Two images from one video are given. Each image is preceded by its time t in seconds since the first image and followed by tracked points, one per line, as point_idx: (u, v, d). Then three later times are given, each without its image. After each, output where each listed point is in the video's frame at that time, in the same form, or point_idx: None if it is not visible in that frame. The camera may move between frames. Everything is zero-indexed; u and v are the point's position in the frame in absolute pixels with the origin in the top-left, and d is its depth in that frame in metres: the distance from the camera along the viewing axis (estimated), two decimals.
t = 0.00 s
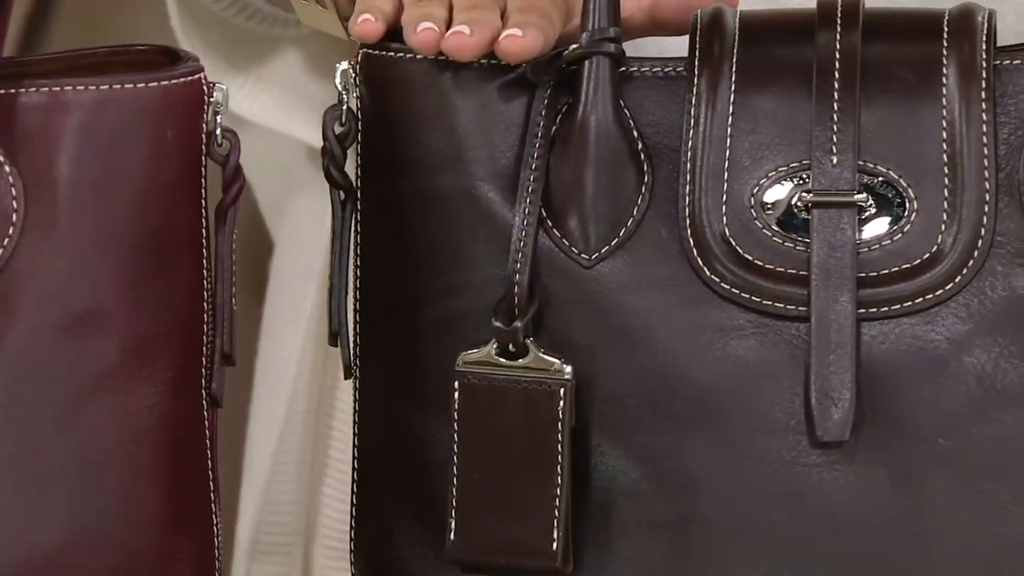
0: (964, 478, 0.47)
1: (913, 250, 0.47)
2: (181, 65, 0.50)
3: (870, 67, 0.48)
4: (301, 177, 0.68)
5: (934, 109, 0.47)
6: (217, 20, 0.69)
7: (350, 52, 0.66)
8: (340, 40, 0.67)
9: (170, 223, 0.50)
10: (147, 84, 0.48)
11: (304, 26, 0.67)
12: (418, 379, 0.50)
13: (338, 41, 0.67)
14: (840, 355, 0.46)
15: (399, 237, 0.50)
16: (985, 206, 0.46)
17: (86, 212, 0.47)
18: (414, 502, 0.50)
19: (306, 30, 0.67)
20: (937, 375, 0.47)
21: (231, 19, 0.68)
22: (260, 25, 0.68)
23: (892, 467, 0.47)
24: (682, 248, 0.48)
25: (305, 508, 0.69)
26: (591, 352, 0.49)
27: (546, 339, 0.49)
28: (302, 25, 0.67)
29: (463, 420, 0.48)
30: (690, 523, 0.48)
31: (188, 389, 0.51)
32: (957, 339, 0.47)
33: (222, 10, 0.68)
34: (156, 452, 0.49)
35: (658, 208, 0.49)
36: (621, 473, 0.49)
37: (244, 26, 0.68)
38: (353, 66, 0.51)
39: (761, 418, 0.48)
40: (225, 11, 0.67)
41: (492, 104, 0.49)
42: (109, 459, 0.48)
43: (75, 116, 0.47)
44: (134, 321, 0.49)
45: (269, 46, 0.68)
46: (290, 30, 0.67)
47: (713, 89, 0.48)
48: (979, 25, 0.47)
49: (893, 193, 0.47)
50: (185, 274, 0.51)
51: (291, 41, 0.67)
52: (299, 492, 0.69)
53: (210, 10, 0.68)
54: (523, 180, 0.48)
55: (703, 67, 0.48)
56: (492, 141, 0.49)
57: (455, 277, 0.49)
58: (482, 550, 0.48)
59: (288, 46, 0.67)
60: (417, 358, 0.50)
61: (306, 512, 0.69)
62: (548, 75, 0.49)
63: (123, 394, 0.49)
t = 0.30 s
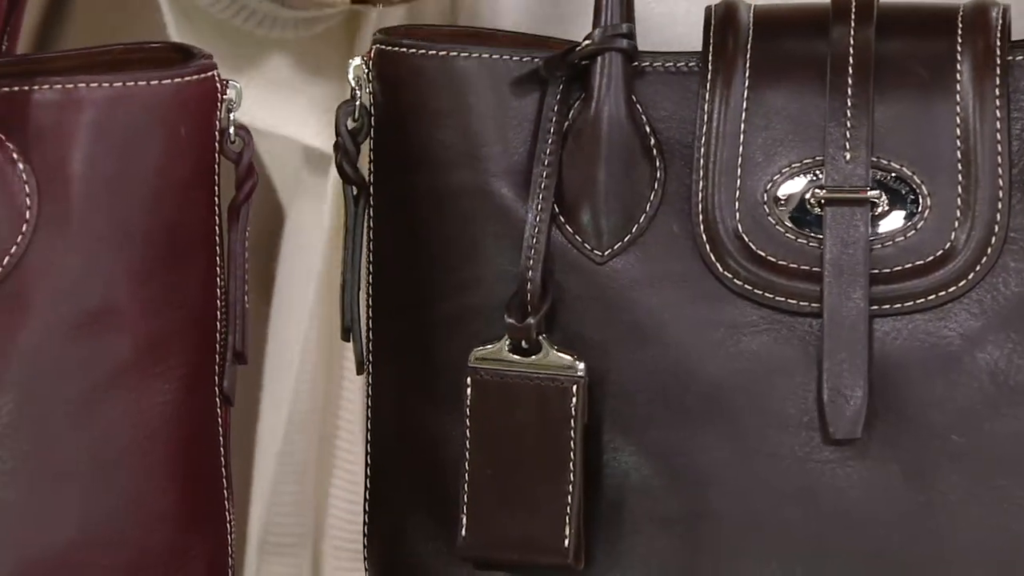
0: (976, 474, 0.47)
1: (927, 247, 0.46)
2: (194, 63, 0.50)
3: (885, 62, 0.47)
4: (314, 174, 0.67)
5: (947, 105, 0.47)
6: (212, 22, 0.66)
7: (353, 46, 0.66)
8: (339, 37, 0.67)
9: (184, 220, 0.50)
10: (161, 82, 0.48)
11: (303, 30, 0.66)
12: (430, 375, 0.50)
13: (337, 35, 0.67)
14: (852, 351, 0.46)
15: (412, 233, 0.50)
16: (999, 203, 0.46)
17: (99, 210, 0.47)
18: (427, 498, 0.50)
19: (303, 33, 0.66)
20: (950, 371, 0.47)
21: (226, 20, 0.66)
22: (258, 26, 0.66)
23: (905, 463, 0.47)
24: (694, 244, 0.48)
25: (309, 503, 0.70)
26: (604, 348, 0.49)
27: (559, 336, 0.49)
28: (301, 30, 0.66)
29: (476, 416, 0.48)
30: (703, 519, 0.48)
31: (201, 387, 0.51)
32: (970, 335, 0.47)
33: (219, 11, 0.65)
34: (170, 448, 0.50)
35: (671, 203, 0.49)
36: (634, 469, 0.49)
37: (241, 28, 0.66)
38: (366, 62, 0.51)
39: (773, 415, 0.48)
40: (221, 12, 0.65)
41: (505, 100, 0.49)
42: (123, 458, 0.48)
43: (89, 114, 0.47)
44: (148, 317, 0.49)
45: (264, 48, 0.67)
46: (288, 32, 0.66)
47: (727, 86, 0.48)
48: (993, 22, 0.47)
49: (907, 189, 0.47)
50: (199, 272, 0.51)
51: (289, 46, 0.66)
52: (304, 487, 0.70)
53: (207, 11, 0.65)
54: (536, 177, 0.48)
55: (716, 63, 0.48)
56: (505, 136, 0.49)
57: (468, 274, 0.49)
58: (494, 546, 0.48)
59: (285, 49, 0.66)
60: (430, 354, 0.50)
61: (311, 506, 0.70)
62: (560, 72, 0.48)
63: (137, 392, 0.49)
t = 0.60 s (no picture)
0: (994, 475, 0.47)
1: (944, 246, 0.46)
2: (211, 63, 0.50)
3: (904, 61, 0.47)
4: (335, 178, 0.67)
5: (965, 104, 0.47)
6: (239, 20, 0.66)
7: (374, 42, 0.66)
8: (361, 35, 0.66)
9: (202, 219, 0.50)
10: (178, 81, 0.48)
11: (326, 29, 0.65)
12: (447, 376, 0.50)
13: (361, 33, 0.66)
14: (869, 351, 0.46)
15: (430, 233, 0.50)
16: (1017, 202, 0.46)
17: (117, 210, 0.48)
18: (444, 498, 0.50)
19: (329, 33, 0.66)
20: (967, 371, 0.47)
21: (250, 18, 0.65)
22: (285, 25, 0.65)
23: (923, 463, 0.47)
24: (712, 244, 0.48)
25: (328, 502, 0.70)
26: (621, 348, 0.49)
27: (576, 336, 0.49)
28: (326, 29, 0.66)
29: (493, 416, 0.48)
30: (720, 520, 0.48)
31: (219, 387, 0.52)
32: (988, 335, 0.47)
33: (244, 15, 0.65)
34: (187, 448, 0.50)
35: (688, 203, 0.49)
36: (651, 469, 0.49)
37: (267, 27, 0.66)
38: (384, 61, 0.51)
39: (790, 415, 0.48)
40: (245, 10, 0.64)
41: (523, 99, 0.49)
42: (140, 457, 0.48)
43: (107, 114, 0.47)
44: (166, 316, 0.49)
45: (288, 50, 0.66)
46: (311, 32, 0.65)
47: (744, 85, 0.48)
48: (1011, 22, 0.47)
49: (925, 189, 0.47)
50: (217, 272, 0.51)
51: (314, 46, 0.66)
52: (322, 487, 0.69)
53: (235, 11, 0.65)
54: (553, 177, 0.48)
55: (734, 62, 0.48)
56: (523, 136, 0.49)
57: (485, 274, 0.49)
58: (511, 546, 0.48)
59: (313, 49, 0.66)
60: (447, 354, 0.50)
61: (329, 507, 0.70)
62: (577, 71, 0.48)
63: (155, 391, 0.49)
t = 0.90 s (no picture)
0: (1013, 473, 0.47)
1: (962, 244, 0.46)
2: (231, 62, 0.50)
3: (922, 59, 0.47)
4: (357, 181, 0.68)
5: (983, 103, 0.47)
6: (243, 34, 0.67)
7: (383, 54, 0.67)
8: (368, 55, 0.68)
9: (220, 218, 0.50)
10: (197, 80, 0.48)
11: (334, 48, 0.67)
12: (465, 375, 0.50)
13: (369, 50, 0.68)
14: (887, 347, 0.46)
15: (447, 232, 0.50)
16: None
17: (137, 210, 0.48)
18: (463, 497, 0.50)
19: (338, 52, 0.67)
20: (986, 369, 0.47)
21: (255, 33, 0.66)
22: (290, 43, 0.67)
23: (942, 461, 0.47)
24: (731, 242, 0.48)
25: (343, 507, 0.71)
26: (640, 347, 0.49)
27: (594, 334, 0.50)
28: (333, 48, 0.67)
29: (512, 415, 0.48)
30: (740, 518, 0.48)
31: (237, 387, 0.52)
32: (1006, 333, 0.47)
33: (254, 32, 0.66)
34: (207, 447, 0.50)
35: (706, 201, 0.49)
36: (670, 467, 0.49)
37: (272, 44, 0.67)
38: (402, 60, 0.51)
39: (809, 413, 0.48)
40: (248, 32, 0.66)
41: (541, 97, 0.49)
42: (159, 457, 0.48)
43: (127, 113, 0.47)
44: (185, 315, 0.49)
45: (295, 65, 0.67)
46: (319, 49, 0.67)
47: (762, 83, 0.48)
48: None
49: (943, 187, 0.47)
50: (236, 271, 0.51)
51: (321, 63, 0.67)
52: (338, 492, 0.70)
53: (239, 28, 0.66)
54: (572, 175, 0.48)
55: (752, 61, 0.48)
56: (542, 134, 0.49)
57: (503, 273, 0.49)
58: (531, 545, 0.48)
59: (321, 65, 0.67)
60: (465, 353, 0.50)
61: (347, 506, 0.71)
62: (595, 70, 0.48)
63: (174, 389, 0.49)
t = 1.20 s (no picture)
0: None
1: (989, 247, 0.46)
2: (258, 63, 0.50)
3: (947, 60, 0.47)
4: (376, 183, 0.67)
5: (1010, 104, 0.47)
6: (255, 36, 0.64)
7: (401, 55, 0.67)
8: (381, 65, 0.68)
9: (246, 220, 0.50)
10: (220, 82, 0.48)
11: (347, 59, 0.67)
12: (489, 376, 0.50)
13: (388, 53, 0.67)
14: (914, 350, 0.46)
15: (472, 234, 0.50)
16: None
17: (162, 211, 0.48)
18: (488, 498, 0.50)
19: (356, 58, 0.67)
20: (1012, 371, 0.47)
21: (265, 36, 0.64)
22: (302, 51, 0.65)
23: (968, 463, 0.47)
24: (756, 244, 0.48)
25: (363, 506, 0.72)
26: (664, 349, 0.49)
27: (619, 336, 0.50)
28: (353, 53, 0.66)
29: (537, 417, 0.48)
30: (765, 520, 0.48)
31: (263, 389, 0.52)
32: None
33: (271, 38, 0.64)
34: (233, 449, 0.50)
35: (731, 203, 0.49)
36: (695, 470, 0.49)
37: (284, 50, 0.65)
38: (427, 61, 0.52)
39: (834, 415, 0.48)
40: (256, 36, 0.64)
41: (565, 99, 0.49)
42: (184, 458, 0.48)
43: (151, 115, 0.47)
44: (210, 317, 0.49)
45: (310, 69, 0.68)
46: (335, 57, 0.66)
47: (788, 83, 0.48)
48: None
49: (968, 189, 0.47)
50: (260, 273, 0.51)
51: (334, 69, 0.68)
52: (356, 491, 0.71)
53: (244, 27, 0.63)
54: (596, 177, 0.48)
55: (779, 62, 0.48)
56: (567, 136, 0.49)
57: (530, 274, 0.49)
58: (556, 547, 0.48)
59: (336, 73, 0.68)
60: (489, 354, 0.50)
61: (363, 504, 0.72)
62: (620, 71, 0.48)
63: (199, 391, 0.49)
